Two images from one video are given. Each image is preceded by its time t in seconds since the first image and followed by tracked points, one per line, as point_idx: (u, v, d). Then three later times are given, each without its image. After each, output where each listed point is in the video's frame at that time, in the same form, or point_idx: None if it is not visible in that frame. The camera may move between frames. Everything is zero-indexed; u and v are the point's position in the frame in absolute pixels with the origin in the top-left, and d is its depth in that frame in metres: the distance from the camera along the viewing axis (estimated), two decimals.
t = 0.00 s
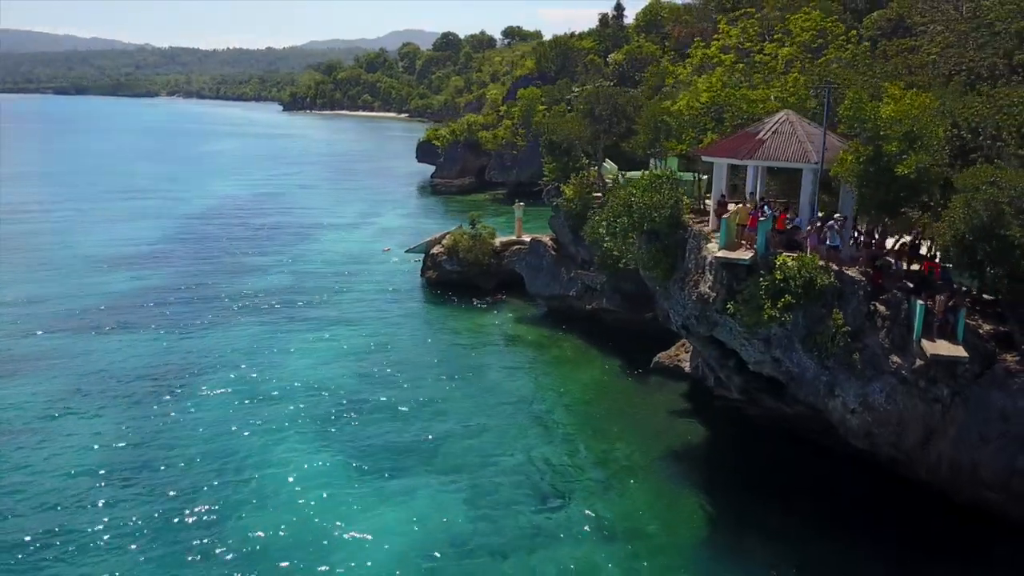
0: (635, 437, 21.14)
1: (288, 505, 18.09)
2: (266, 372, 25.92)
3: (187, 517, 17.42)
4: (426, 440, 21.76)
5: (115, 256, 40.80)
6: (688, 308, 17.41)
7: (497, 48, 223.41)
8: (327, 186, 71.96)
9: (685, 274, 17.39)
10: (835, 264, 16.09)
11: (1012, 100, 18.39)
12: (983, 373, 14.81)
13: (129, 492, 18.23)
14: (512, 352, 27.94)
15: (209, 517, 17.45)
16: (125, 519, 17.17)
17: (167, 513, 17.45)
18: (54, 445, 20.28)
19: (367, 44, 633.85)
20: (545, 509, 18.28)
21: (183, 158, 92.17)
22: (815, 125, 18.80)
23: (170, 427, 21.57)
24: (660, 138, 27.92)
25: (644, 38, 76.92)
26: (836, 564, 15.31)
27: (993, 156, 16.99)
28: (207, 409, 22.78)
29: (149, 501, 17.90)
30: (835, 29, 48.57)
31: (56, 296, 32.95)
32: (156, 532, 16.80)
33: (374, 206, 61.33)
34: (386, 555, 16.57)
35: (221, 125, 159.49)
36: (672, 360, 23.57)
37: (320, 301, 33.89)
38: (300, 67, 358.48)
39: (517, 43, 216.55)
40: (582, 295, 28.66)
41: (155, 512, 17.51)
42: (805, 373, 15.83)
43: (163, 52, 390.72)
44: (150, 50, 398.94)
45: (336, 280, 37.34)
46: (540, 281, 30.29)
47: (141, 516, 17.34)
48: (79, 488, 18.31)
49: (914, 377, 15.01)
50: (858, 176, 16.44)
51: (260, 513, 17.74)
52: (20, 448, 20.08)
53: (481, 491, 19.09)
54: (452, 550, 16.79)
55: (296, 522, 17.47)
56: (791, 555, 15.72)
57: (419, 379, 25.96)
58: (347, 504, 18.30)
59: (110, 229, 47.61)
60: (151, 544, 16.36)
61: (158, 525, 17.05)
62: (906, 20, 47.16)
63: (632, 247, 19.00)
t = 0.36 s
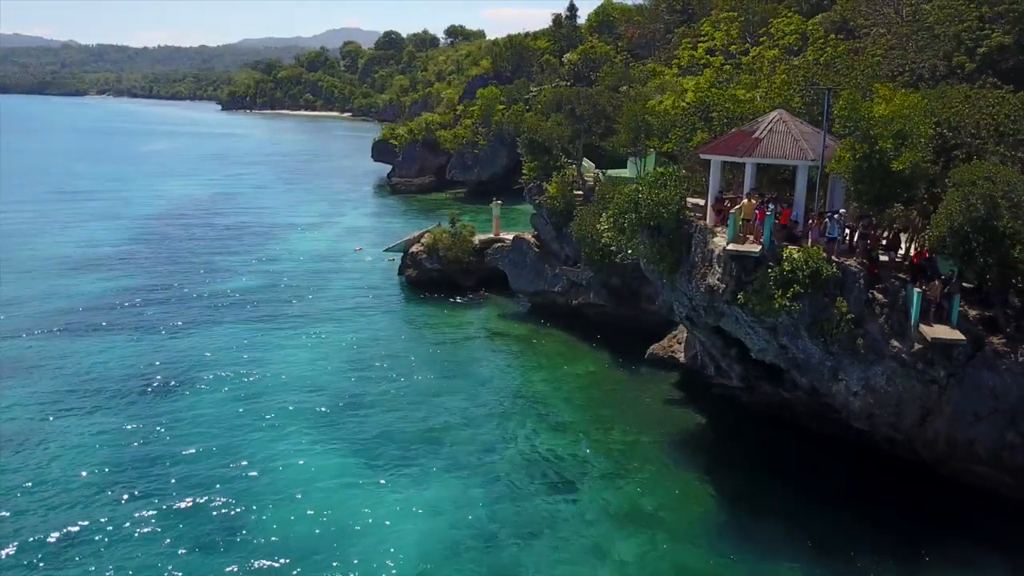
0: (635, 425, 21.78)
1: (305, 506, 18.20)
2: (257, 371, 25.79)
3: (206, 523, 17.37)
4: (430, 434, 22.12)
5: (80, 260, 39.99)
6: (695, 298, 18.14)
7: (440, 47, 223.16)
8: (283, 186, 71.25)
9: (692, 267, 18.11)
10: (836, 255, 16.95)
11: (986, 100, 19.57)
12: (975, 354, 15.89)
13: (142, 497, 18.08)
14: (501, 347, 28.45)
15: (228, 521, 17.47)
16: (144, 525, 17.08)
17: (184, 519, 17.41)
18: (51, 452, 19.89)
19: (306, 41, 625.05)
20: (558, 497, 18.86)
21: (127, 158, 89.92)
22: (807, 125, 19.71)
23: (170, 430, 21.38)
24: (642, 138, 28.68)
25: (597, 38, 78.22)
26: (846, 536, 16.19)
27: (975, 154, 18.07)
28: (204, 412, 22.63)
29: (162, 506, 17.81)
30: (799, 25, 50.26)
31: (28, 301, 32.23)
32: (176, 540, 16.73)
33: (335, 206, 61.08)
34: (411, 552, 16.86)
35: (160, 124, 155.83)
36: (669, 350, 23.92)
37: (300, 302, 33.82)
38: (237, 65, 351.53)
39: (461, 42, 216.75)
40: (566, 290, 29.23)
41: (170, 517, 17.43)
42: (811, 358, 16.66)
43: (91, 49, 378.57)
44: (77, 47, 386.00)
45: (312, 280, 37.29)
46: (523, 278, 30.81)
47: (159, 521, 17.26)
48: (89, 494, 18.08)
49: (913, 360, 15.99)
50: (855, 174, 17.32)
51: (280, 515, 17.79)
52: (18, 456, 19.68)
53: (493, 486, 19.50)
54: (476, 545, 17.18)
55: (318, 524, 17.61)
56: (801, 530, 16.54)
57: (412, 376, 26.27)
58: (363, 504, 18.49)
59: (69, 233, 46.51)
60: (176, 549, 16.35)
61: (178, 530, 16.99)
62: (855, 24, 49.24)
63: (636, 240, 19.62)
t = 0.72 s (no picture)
0: (629, 413, 22.65)
1: (322, 511, 18.57)
2: (246, 377, 25.87)
3: (226, 533, 17.60)
4: (430, 431, 22.64)
5: (40, 264, 39.08)
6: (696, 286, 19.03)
7: (378, 45, 221.84)
8: (233, 187, 70.26)
9: (692, 258, 18.98)
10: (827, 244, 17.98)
11: (953, 98, 20.96)
12: (959, 334, 17.17)
13: (157, 510, 18.19)
14: (485, 341, 29.06)
15: (248, 530, 17.74)
16: (165, 538, 17.21)
17: (203, 530, 17.62)
18: (54, 469, 19.76)
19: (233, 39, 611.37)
20: (565, 482, 19.63)
21: (62, 159, 87.11)
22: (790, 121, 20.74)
23: (171, 442, 21.44)
24: (618, 137, 29.57)
25: (546, 38, 79.28)
26: (843, 509, 17.29)
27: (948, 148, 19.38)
28: (202, 423, 22.71)
29: (179, 518, 17.95)
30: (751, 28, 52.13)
31: None
32: (200, 550, 16.92)
33: (291, 206, 60.63)
34: (433, 546, 17.37)
35: (89, 124, 151.07)
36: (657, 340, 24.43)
37: (276, 303, 33.80)
38: (164, 63, 342.24)
39: (399, 41, 215.84)
40: (547, 285, 29.92)
41: (189, 529, 17.60)
42: (807, 342, 17.69)
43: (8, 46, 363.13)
44: None
45: (283, 281, 37.25)
46: (502, 275, 31.39)
47: (179, 533, 17.41)
48: (102, 509, 18.10)
49: (902, 341, 17.16)
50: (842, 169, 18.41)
51: (298, 521, 18.12)
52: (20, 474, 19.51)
53: (501, 478, 20.12)
54: (495, 534, 17.79)
55: (337, 527, 18.00)
56: (801, 505, 17.57)
57: (402, 374, 26.69)
58: (377, 505, 18.93)
59: (21, 236, 45.26)
60: (200, 557, 16.66)
61: (200, 541, 17.19)
62: (801, 25, 51.31)
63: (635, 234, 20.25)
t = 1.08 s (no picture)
0: (623, 399, 23.50)
1: (338, 501, 18.91)
2: (238, 377, 25.94)
3: (247, 526, 17.85)
4: (431, 422, 23.14)
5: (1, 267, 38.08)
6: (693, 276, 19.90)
7: (319, 44, 219.38)
8: (186, 187, 69.07)
9: (688, 251, 19.85)
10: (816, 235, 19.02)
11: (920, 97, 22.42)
12: (939, 317, 18.41)
13: (173, 508, 18.30)
14: (471, 335, 29.63)
15: (268, 522, 17.99)
16: (186, 533, 17.38)
17: (224, 524, 17.80)
18: (59, 470, 19.66)
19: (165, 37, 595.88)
20: (570, 466, 20.36)
21: None
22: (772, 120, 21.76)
23: (174, 441, 21.49)
24: (596, 134, 30.50)
25: (500, 38, 80.08)
26: (838, 485, 18.38)
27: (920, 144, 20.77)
28: (202, 422, 22.79)
29: (197, 514, 18.13)
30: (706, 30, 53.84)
31: None
32: (224, 543, 17.16)
33: (249, 206, 60.01)
34: (454, 529, 17.91)
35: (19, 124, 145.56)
36: (644, 330, 25.28)
37: (255, 302, 33.74)
38: (94, 61, 331.70)
39: (341, 40, 213.89)
40: (530, 281, 30.61)
41: (209, 523, 17.80)
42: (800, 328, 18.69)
43: None
44: None
45: (258, 280, 37.14)
46: (484, 271, 31.97)
47: (199, 528, 17.61)
48: (118, 509, 18.13)
49: (889, 325, 18.30)
50: (828, 164, 19.53)
51: (316, 512, 18.43)
52: (24, 478, 19.31)
53: (507, 464, 20.75)
54: (512, 515, 18.40)
55: (356, 516, 18.37)
56: (800, 483, 18.59)
57: (394, 369, 27.08)
58: (392, 493, 19.37)
59: None
60: (226, 549, 16.91)
61: (223, 535, 17.41)
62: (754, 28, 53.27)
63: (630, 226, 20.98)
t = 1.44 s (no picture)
0: (614, 386, 24.51)
1: (351, 498, 19.52)
2: (229, 383, 26.18)
3: (266, 528, 18.32)
4: (429, 415, 23.75)
5: None
6: (686, 266, 20.95)
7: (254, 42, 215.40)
8: (134, 189, 67.65)
9: (680, 243, 20.88)
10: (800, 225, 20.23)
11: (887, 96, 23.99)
12: (914, 300, 19.82)
13: (187, 515, 18.72)
14: (456, 330, 30.27)
15: (284, 522, 18.54)
16: (207, 539, 17.80)
17: (241, 527, 18.31)
18: (67, 484, 19.82)
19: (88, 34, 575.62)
20: (572, 450, 21.23)
21: None
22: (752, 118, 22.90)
23: (176, 449, 21.79)
24: (571, 131, 31.40)
25: (450, 37, 80.55)
26: (825, 462, 19.67)
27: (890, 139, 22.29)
28: (199, 428, 23.06)
29: (215, 521, 18.55)
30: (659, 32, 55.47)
31: None
32: (246, 546, 17.62)
33: (204, 208, 59.23)
34: (469, 514, 18.68)
35: None
36: (630, 319, 26.57)
37: (231, 304, 33.75)
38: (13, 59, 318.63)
39: (277, 39, 210.60)
40: (510, 276, 31.38)
41: (228, 528, 18.23)
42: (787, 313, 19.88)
43: None
44: None
45: (231, 281, 37.04)
46: (463, 266, 32.64)
47: (219, 533, 18.03)
48: (134, 519, 18.48)
49: (869, 309, 19.63)
50: (807, 158, 20.87)
51: (331, 510, 19.03)
52: (31, 492, 19.45)
53: (511, 450, 21.51)
54: (523, 498, 19.23)
55: (372, 511, 19.00)
56: (790, 462, 19.83)
57: (384, 365, 27.55)
58: (402, 486, 20.05)
59: None
60: (249, 552, 17.38)
61: (244, 538, 17.87)
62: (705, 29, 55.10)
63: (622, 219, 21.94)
